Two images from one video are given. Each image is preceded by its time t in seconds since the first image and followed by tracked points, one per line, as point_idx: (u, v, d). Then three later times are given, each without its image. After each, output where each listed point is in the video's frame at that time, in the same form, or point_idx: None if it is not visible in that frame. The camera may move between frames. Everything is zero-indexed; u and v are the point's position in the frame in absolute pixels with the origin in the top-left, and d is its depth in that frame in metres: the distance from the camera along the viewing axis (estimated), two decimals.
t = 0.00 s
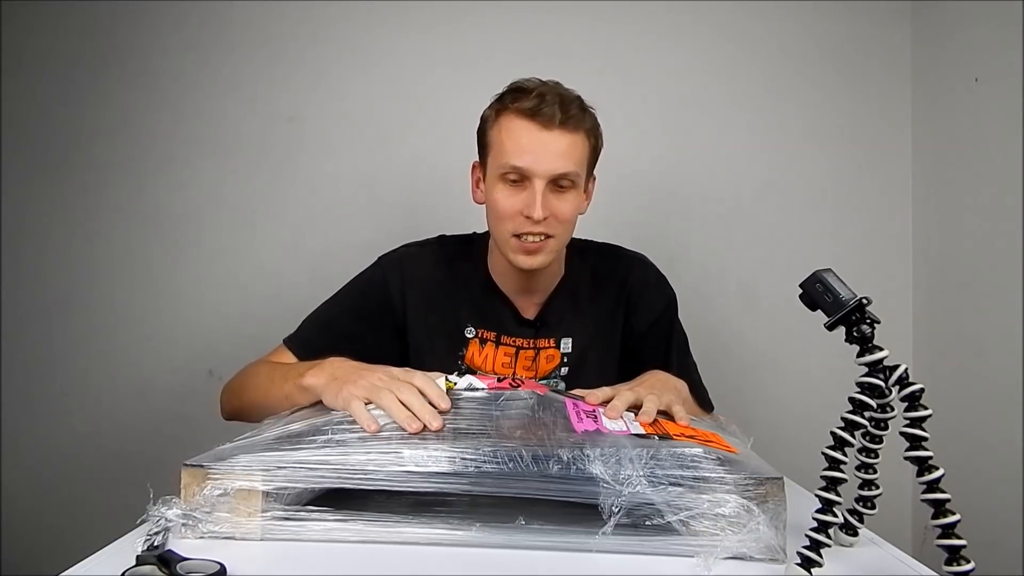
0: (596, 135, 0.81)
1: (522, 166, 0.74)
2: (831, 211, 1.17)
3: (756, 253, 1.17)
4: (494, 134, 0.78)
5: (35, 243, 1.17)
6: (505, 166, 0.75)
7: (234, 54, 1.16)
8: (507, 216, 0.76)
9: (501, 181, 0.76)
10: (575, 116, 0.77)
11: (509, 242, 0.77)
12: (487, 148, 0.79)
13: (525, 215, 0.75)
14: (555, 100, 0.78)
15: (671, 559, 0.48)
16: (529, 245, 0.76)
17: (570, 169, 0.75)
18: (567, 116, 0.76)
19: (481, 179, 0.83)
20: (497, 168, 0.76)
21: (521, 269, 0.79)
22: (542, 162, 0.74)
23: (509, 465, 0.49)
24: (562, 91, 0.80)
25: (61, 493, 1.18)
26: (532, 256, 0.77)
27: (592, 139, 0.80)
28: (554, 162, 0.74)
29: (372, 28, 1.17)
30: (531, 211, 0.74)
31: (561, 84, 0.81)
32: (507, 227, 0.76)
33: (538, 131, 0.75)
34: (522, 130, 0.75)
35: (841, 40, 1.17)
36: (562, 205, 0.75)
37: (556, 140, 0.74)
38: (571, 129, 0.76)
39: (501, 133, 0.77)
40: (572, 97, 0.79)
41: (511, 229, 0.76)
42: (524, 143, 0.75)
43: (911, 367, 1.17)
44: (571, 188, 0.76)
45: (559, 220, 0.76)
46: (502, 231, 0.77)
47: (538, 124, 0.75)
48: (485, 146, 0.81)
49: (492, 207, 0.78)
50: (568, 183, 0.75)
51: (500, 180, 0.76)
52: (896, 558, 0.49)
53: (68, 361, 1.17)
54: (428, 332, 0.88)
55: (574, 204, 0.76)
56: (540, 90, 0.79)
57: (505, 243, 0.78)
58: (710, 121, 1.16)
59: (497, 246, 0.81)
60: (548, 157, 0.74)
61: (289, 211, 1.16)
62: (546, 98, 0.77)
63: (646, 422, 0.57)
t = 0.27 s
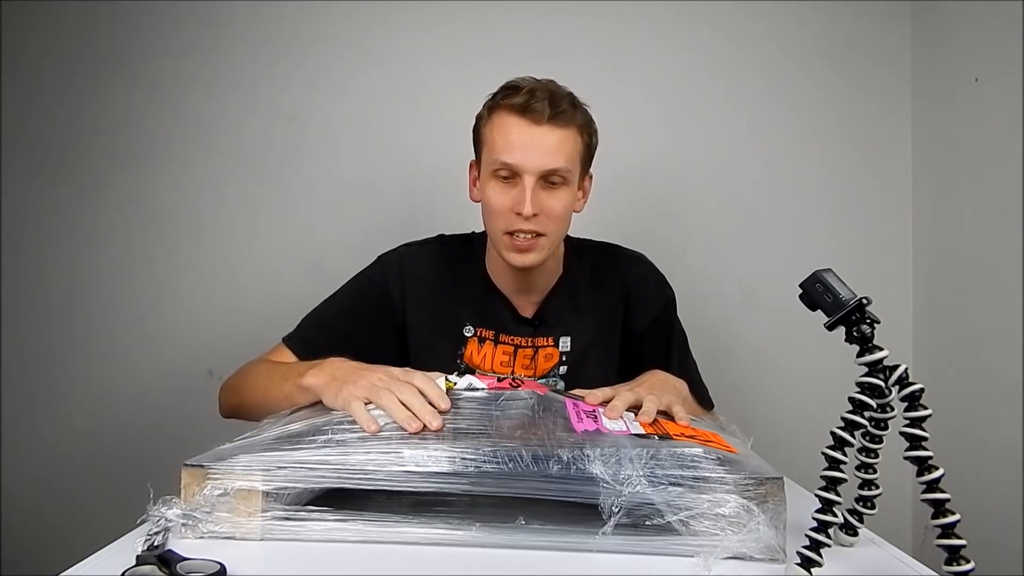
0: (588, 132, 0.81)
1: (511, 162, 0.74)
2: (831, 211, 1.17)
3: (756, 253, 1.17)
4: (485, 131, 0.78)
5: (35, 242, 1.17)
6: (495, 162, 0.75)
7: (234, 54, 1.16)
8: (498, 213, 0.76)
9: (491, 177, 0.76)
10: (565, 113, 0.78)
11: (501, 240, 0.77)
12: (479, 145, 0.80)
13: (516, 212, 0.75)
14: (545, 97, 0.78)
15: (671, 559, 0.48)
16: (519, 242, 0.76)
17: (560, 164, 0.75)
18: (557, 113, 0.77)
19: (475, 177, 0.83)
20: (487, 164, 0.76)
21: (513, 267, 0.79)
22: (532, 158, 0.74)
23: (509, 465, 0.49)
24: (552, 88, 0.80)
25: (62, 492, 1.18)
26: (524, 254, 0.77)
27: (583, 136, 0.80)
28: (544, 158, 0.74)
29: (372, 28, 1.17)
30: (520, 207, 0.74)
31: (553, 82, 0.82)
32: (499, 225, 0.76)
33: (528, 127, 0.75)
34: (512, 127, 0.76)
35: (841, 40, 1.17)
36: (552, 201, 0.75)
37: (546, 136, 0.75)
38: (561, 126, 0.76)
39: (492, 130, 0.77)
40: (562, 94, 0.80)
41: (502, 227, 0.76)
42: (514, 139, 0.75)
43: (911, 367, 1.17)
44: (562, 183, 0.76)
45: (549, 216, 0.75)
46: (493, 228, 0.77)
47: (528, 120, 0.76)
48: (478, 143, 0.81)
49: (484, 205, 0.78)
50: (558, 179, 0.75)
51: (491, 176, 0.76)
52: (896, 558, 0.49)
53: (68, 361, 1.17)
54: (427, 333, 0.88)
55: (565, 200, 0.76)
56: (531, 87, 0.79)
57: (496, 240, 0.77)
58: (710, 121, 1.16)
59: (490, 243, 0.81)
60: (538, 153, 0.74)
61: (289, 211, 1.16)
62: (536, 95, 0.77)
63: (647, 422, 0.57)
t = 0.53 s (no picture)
0: (584, 131, 0.81)
1: (507, 161, 0.74)
2: (831, 211, 1.17)
3: (756, 253, 1.17)
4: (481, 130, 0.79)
5: (35, 243, 1.17)
6: (491, 161, 0.75)
7: (234, 54, 1.16)
8: (494, 212, 0.76)
9: (487, 176, 0.76)
10: (561, 112, 0.78)
11: (498, 239, 0.77)
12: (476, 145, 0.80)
13: (512, 211, 0.75)
14: (541, 96, 0.78)
15: (671, 559, 0.48)
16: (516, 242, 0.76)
17: (555, 163, 0.75)
18: (552, 112, 0.77)
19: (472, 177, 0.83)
20: (484, 164, 0.76)
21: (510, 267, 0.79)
22: (527, 157, 0.74)
23: (509, 465, 0.49)
24: (548, 87, 0.80)
25: (61, 492, 1.18)
26: (521, 253, 0.77)
27: (579, 135, 0.80)
28: (539, 157, 0.74)
29: (372, 28, 1.17)
30: (516, 206, 0.74)
31: (549, 81, 0.82)
32: (495, 224, 0.76)
33: (523, 126, 0.75)
34: (508, 126, 0.76)
35: (841, 40, 1.17)
36: (548, 200, 0.75)
37: (541, 135, 0.75)
38: (557, 124, 0.76)
39: (487, 129, 0.77)
40: (557, 93, 0.80)
41: (498, 227, 0.76)
42: (509, 138, 0.75)
43: (911, 367, 1.17)
44: (558, 182, 0.76)
45: (545, 215, 0.75)
46: (490, 228, 0.77)
47: (524, 118, 0.76)
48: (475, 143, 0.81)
49: (480, 204, 0.78)
50: (554, 178, 0.75)
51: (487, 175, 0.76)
52: (896, 558, 0.49)
53: (68, 361, 1.17)
54: (427, 333, 0.88)
55: (562, 200, 0.76)
56: (527, 87, 0.79)
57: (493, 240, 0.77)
58: (710, 121, 1.16)
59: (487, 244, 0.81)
60: (533, 152, 0.74)
61: (289, 211, 1.16)
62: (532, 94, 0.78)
63: (646, 422, 0.57)
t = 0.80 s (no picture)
0: (582, 132, 0.81)
1: (505, 160, 0.74)
2: (831, 211, 1.17)
3: (756, 253, 1.17)
4: (479, 131, 0.79)
5: (36, 243, 1.17)
6: (489, 161, 0.75)
7: (234, 54, 1.16)
8: (493, 212, 0.76)
9: (486, 176, 0.76)
10: (558, 112, 0.78)
11: (497, 240, 0.77)
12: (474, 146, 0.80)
13: (511, 210, 0.74)
14: (539, 96, 0.78)
15: (671, 559, 0.48)
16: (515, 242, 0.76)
17: (553, 162, 0.75)
18: (550, 112, 0.77)
19: (470, 178, 0.83)
20: (482, 164, 0.76)
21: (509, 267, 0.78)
22: (526, 157, 0.74)
23: (509, 465, 0.49)
24: (545, 88, 0.80)
25: (61, 492, 1.18)
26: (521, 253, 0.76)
27: (578, 135, 0.80)
28: (537, 156, 0.74)
29: (372, 28, 1.17)
30: (515, 206, 0.74)
31: (547, 83, 0.82)
32: (494, 225, 0.76)
33: (521, 126, 0.75)
34: (506, 126, 0.76)
35: (842, 39, 1.17)
36: (547, 199, 0.75)
37: (539, 134, 0.75)
38: (555, 124, 0.76)
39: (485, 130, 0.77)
40: (555, 93, 0.80)
41: (497, 227, 0.76)
42: (507, 139, 0.75)
43: (911, 367, 1.17)
44: (556, 182, 0.76)
45: (544, 215, 0.75)
46: (489, 229, 0.77)
47: (521, 119, 0.76)
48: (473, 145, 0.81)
49: (478, 205, 0.77)
50: (552, 178, 0.75)
51: (485, 176, 0.76)
52: (895, 558, 0.49)
53: (68, 361, 1.17)
54: (425, 334, 0.88)
55: (560, 199, 0.76)
56: (525, 88, 0.80)
57: (492, 240, 0.77)
58: (710, 121, 1.16)
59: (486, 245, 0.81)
60: (531, 151, 0.74)
61: (289, 211, 1.16)
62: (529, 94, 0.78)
63: (646, 422, 0.57)
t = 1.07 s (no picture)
0: (577, 133, 0.81)
1: (500, 162, 0.74)
2: (831, 211, 1.17)
3: (756, 253, 1.17)
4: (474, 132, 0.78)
5: (36, 242, 1.17)
6: (484, 163, 0.75)
7: (234, 54, 1.16)
8: (488, 214, 0.76)
9: (481, 178, 0.76)
10: (553, 113, 0.77)
11: (492, 241, 0.78)
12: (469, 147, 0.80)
13: (506, 212, 0.75)
14: (534, 98, 0.78)
15: (671, 559, 0.48)
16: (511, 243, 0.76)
17: (548, 164, 0.75)
18: (545, 114, 0.76)
19: (466, 179, 0.83)
20: (477, 166, 0.76)
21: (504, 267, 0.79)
22: (520, 159, 0.74)
23: (509, 465, 0.49)
24: (540, 89, 0.80)
25: (61, 492, 1.18)
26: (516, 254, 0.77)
27: (573, 136, 0.80)
28: (531, 158, 0.74)
29: (372, 28, 1.17)
30: (510, 208, 0.75)
31: (542, 83, 0.82)
32: (489, 225, 0.77)
33: (515, 128, 0.75)
34: (500, 128, 0.75)
35: (842, 39, 1.17)
36: (542, 202, 0.76)
37: (534, 136, 0.75)
38: (549, 126, 0.76)
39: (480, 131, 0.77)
40: (551, 95, 0.80)
41: (493, 228, 0.77)
42: (502, 140, 0.75)
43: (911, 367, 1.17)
44: (551, 184, 0.76)
45: (538, 217, 0.76)
46: (484, 230, 0.77)
47: (516, 120, 0.75)
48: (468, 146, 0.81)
49: (474, 207, 0.78)
50: (547, 180, 0.75)
51: (480, 178, 0.76)
52: (896, 558, 0.49)
53: (68, 361, 1.17)
54: (424, 334, 0.88)
55: (555, 201, 0.76)
56: (520, 89, 0.79)
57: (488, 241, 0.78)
58: (710, 121, 1.16)
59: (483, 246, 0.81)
60: (525, 153, 0.74)
61: (289, 211, 1.16)
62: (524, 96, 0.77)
63: (646, 422, 0.57)
